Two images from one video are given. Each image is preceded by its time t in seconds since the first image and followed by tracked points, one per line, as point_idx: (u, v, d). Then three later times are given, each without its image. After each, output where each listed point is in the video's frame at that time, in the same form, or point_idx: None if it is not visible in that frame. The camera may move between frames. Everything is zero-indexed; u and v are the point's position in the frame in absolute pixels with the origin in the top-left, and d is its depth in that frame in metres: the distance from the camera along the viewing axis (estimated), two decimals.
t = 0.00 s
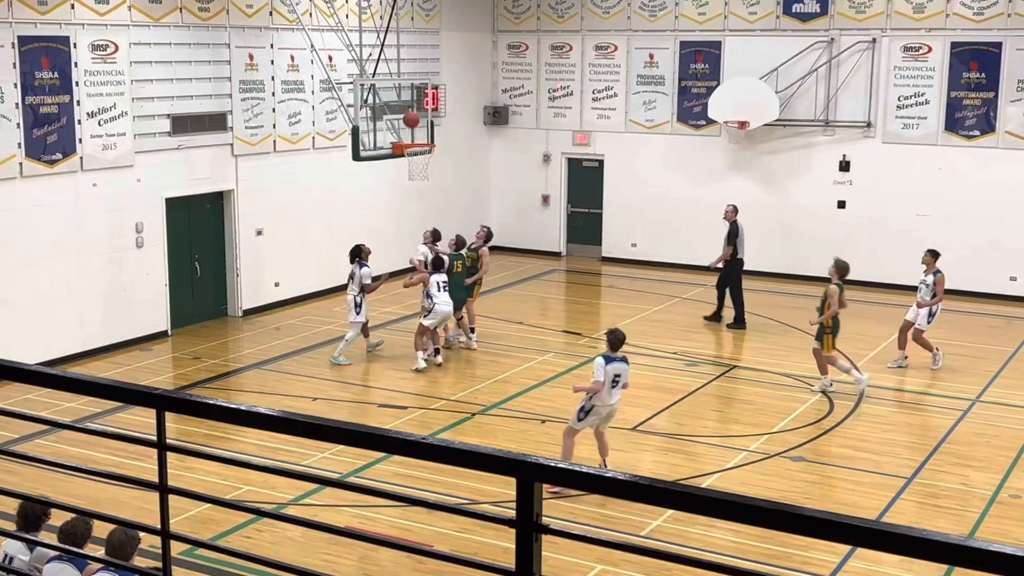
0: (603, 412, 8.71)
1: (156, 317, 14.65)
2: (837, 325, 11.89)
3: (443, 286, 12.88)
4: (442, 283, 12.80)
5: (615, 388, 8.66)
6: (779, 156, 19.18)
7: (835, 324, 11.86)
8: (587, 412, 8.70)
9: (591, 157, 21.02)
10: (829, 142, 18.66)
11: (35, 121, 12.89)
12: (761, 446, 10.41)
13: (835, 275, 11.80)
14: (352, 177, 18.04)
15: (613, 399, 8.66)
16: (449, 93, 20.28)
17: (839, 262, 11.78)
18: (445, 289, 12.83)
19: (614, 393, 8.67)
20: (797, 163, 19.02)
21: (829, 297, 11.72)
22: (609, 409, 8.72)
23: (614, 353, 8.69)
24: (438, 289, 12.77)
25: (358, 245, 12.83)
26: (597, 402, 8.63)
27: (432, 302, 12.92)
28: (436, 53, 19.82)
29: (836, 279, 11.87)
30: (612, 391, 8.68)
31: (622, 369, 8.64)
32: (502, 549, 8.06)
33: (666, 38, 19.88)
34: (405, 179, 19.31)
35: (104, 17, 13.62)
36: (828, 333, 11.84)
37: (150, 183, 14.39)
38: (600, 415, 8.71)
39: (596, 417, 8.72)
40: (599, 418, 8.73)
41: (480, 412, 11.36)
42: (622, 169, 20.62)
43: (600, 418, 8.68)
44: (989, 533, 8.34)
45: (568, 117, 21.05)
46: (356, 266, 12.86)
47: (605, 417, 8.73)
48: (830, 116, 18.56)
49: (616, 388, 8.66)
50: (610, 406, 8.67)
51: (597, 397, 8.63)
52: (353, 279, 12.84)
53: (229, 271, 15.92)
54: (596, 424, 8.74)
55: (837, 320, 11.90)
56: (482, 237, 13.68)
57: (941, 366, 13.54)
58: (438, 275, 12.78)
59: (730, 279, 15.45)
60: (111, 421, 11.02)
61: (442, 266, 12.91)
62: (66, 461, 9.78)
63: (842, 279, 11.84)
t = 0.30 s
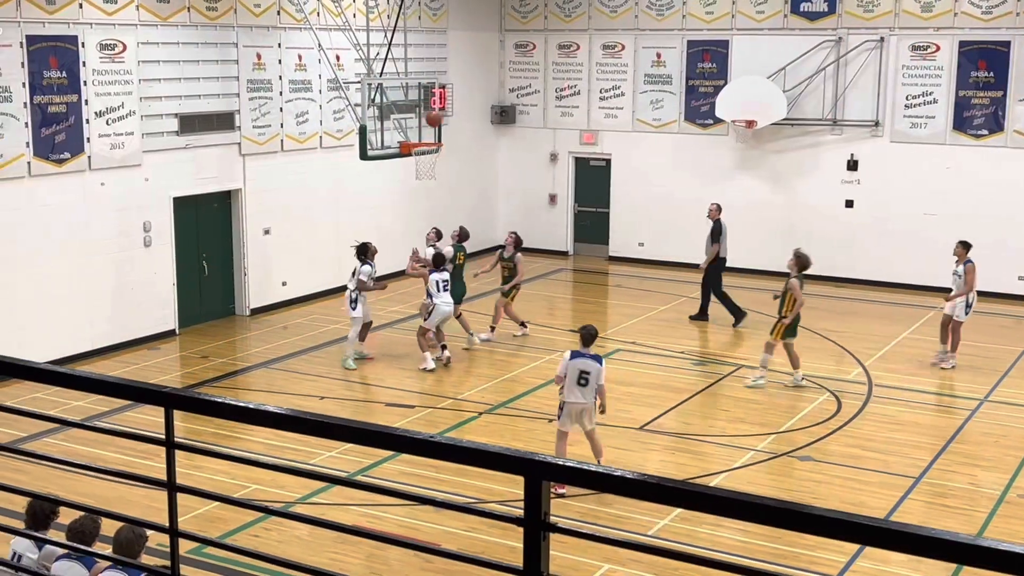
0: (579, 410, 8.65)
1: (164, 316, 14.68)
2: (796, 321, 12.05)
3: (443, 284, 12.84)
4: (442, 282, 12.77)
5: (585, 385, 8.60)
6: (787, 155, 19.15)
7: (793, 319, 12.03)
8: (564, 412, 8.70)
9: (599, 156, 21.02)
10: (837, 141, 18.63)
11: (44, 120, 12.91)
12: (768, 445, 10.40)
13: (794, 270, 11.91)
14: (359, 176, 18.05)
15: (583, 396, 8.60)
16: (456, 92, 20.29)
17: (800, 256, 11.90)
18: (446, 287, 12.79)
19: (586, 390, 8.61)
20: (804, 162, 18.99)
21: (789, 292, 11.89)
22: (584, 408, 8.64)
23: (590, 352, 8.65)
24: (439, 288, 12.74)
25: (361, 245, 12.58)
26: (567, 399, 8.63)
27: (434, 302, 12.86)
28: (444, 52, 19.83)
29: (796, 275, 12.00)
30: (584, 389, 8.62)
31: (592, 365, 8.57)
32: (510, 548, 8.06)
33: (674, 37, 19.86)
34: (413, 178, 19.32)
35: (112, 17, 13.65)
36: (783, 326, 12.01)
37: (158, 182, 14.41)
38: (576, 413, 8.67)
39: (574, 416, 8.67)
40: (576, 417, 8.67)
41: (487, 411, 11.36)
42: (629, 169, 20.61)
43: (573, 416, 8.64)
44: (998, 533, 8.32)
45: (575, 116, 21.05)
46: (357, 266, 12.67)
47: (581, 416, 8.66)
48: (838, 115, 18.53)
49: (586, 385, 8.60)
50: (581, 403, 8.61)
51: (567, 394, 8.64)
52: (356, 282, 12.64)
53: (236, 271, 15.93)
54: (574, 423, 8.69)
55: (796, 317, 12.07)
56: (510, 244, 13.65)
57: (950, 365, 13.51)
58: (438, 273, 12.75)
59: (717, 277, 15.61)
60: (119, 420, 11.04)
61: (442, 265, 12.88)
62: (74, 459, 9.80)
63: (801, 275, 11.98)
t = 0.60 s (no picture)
0: (566, 409, 8.60)
1: (166, 314, 14.69)
2: (764, 319, 12.31)
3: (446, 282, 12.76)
4: (447, 279, 12.69)
5: (568, 382, 8.55)
6: (788, 153, 19.15)
7: (760, 318, 12.28)
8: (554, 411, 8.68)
9: (599, 154, 21.02)
10: (838, 139, 18.62)
11: (44, 119, 12.92)
12: (769, 443, 10.40)
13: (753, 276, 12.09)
14: (360, 175, 18.05)
15: (566, 394, 8.56)
16: (457, 90, 20.27)
17: (757, 261, 12.06)
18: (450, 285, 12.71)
19: (569, 388, 8.55)
20: (805, 159, 18.99)
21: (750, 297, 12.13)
22: (570, 405, 8.59)
23: (576, 351, 8.61)
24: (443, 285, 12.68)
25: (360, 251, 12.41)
26: (552, 398, 8.60)
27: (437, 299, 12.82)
28: (444, 50, 19.82)
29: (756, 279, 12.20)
30: (569, 387, 8.56)
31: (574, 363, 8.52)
32: (510, 546, 8.06)
33: (674, 35, 19.86)
34: (413, 176, 19.33)
35: (113, 16, 13.64)
36: (751, 327, 12.32)
37: (158, 181, 14.42)
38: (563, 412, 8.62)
39: (561, 414, 8.64)
40: (564, 416, 8.63)
41: (488, 409, 11.37)
42: (630, 167, 20.61)
43: (559, 415, 8.60)
44: (999, 531, 8.32)
45: (575, 114, 21.05)
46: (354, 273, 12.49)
47: (568, 414, 8.61)
48: (839, 113, 18.52)
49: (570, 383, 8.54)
50: (565, 400, 8.56)
51: (552, 393, 8.63)
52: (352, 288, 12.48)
53: (237, 270, 15.94)
54: (562, 421, 8.64)
55: (763, 313, 12.31)
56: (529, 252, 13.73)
57: (953, 364, 13.51)
58: (444, 269, 12.68)
59: (701, 272, 15.82)
60: (120, 418, 11.04)
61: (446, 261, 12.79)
62: (75, 458, 9.80)
63: (761, 278, 12.17)
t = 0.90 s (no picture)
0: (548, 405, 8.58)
1: (159, 313, 14.67)
2: (741, 306, 12.30)
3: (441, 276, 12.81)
4: (439, 274, 12.69)
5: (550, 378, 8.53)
6: (781, 150, 19.17)
7: (738, 305, 12.26)
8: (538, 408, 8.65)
9: (593, 152, 21.03)
10: (831, 136, 18.64)
11: (37, 117, 12.89)
12: (762, 440, 10.42)
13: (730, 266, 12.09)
14: (353, 173, 18.03)
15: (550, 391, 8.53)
16: (450, 88, 20.26)
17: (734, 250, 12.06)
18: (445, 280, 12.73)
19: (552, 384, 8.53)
20: (798, 156, 19.01)
21: (728, 284, 12.11)
22: (552, 402, 8.55)
23: (564, 349, 8.61)
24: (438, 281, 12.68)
25: (353, 240, 12.22)
26: (537, 394, 8.57)
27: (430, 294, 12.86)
28: (437, 47, 19.80)
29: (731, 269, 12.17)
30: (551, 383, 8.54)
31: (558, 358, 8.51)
32: (505, 544, 8.07)
33: (667, 32, 19.86)
34: (407, 174, 19.32)
35: (105, 13, 13.60)
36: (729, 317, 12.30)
37: (152, 179, 14.40)
38: (546, 408, 8.59)
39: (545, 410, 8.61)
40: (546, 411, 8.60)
41: (482, 406, 11.37)
42: (624, 164, 20.60)
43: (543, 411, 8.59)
44: (992, 526, 8.33)
45: (568, 111, 21.05)
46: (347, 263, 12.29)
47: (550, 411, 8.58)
48: (832, 110, 18.54)
49: (552, 379, 8.52)
50: (548, 396, 8.54)
51: (535, 389, 8.59)
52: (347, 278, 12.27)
53: (231, 268, 15.91)
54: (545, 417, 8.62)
55: (741, 301, 12.29)
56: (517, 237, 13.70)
57: (947, 359, 13.53)
58: (436, 265, 12.66)
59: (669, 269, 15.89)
60: (113, 416, 11.02)
61: (439, 257, 12.82)
62: (69, 457, 9.78)
63: (737, 266, 12.17)
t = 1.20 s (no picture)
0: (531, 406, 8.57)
1: (146, 311, 14.62)
2: (717, 315, 12.43)
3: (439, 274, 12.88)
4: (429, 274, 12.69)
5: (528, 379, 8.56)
6: (768, 145, 19.20)
7: (714, 314, 12.41)
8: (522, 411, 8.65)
9: (580, 148, 21.03)
10: (817, 131, 18.68)
11: (21, 115, 12.83)
12: (750, 435, 10.44)
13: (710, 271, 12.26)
14: (340, 170, 18.01)
15: (530, 392, 8.54)
16: (437, 85, 20.24)
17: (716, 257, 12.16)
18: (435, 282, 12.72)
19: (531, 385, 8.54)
20: (785, 152, 19.05)
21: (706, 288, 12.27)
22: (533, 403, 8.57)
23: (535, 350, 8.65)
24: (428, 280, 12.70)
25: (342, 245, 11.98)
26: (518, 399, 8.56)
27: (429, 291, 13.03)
28: (424, 44, 19.78)
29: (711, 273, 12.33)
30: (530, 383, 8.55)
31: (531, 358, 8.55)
32: (494, 540, 8.07)
33: (654, 28, 19.87)
34: (394, 171, 19.30)
35: (90, 11, 13.53)
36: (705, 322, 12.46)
37: (138, 177, 14.35)
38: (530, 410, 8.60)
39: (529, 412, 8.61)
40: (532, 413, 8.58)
41: (470, 403, 11.37)
42: (611, 161, 20.61)
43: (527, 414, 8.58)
44: (979, 520, 8.37)
45: (555, 108, 21.05)
46: (335, 270, 12.05)
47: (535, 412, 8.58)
48: (818, 106, 18.58)
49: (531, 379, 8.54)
50: (529, 399, 8.54)
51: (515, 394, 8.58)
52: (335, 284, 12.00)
53: (218, 266, 15.87)
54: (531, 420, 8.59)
55: (717, 311, 12.42)
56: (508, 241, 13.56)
57: (933, 354, 13.58)
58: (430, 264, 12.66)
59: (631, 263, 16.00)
60: (101, 415, 10.99)
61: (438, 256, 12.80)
62: (56, 456, 9.75)
63: (716, 274, 12.34)
